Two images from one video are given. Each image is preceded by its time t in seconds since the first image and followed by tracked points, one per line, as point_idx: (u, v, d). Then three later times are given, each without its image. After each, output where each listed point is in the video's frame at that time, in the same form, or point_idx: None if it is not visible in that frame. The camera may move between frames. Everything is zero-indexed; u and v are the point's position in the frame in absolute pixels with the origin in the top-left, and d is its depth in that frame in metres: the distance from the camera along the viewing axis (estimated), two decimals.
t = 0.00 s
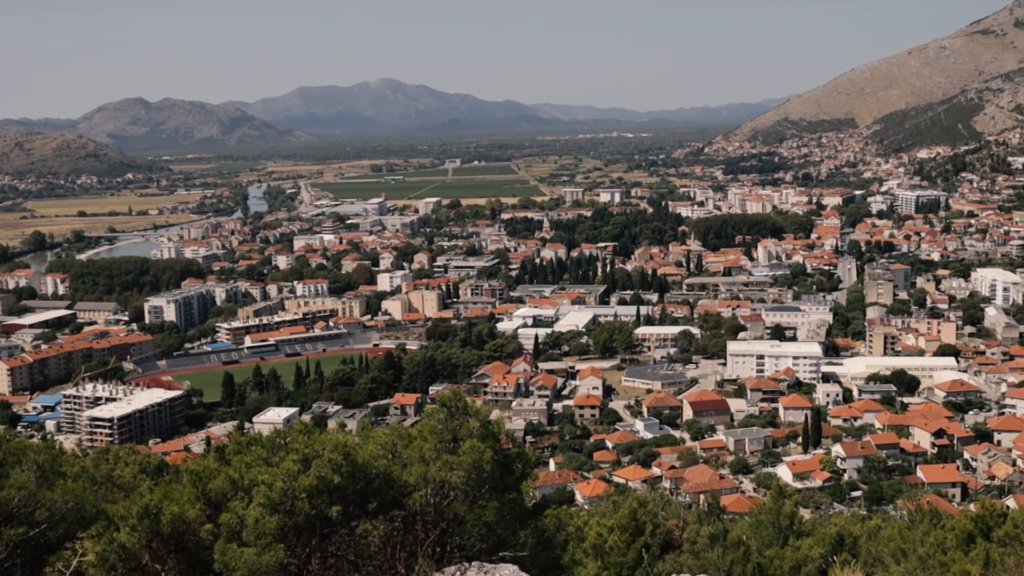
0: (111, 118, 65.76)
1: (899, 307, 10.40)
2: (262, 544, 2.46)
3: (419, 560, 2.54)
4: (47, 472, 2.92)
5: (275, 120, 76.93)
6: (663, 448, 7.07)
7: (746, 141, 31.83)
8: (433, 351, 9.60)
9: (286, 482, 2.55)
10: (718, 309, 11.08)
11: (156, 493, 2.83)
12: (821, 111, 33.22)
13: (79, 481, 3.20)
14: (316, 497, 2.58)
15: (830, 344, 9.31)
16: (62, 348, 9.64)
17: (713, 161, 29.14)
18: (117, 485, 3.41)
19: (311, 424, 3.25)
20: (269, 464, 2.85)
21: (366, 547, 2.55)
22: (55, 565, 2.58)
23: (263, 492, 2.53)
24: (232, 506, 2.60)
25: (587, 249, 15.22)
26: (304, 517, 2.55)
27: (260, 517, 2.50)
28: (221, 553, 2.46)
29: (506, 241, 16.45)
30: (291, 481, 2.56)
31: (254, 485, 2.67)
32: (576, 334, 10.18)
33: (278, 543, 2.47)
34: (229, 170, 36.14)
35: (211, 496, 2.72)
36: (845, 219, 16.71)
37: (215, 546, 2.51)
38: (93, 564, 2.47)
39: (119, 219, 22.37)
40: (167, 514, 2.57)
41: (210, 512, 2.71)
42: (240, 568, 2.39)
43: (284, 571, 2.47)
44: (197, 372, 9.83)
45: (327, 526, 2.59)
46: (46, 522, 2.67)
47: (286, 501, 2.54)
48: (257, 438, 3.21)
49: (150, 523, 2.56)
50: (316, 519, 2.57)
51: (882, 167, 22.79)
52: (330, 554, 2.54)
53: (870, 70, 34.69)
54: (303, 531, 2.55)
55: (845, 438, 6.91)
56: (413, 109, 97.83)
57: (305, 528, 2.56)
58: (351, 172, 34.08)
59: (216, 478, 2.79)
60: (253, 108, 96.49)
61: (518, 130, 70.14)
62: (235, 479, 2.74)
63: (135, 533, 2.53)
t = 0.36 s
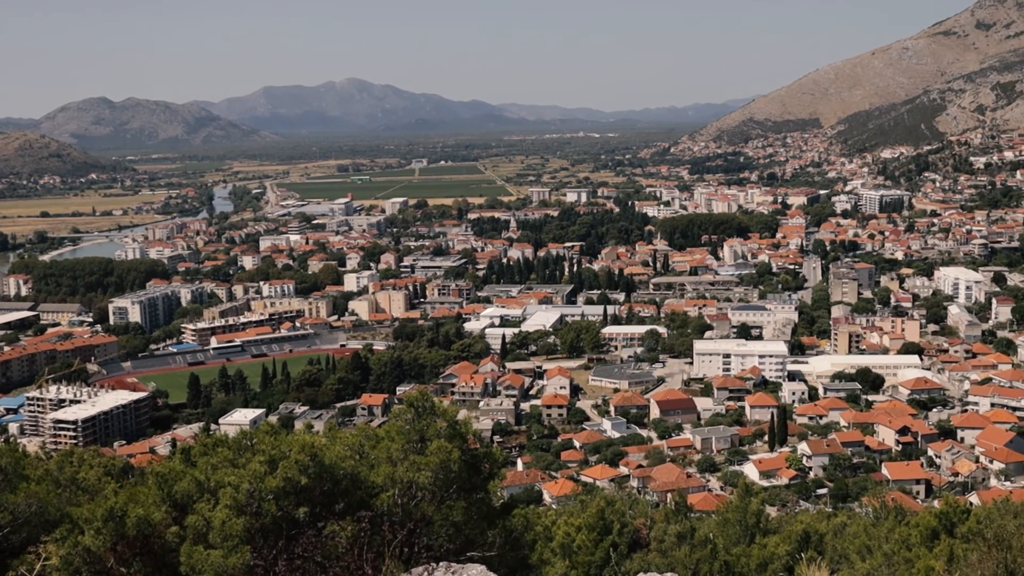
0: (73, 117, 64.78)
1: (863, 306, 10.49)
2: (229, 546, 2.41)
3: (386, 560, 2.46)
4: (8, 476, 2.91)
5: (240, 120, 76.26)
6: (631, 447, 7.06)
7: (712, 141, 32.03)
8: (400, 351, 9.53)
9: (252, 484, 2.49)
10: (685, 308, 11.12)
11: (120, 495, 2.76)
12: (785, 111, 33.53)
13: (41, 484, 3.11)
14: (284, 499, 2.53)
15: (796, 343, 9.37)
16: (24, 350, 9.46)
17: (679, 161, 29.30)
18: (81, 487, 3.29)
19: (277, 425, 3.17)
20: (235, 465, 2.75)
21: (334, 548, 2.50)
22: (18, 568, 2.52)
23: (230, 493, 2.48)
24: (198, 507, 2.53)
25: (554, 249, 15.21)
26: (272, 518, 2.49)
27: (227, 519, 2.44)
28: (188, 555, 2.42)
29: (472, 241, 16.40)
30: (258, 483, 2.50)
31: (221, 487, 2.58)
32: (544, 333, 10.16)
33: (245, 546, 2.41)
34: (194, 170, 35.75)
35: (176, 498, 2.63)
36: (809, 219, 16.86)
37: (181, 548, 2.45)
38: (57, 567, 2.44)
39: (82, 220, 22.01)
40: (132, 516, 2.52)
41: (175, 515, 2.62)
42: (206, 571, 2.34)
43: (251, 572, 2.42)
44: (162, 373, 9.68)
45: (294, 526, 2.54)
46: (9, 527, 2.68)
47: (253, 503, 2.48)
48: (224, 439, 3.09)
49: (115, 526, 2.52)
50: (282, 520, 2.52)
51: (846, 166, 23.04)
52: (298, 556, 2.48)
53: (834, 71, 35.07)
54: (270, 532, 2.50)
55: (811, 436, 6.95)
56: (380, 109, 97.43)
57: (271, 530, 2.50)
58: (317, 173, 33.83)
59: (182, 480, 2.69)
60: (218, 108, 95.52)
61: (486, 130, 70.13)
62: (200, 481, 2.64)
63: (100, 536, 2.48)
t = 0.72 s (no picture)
0: (41, 117, 63.93)
1: (834, 305, 10.57)
2: (202, 548, 2.37)
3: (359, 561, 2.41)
4: None
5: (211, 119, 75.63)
6: (604, 446, 7.06)
7: (684, 141, 32.18)
8: (374, 352, 9.47)
9: (225, 485, 2.46)
10: (658, 308, 11.15)
11: (91, 498, 2.70)
12: (757, 111, 33.76)
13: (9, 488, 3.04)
14: (256, 500, 2.49)
15: (768, 342, 9.42)
16: None
17: (652, 160, 29.42)
18: (51, 489, 3.18)
19: (250, 426, 3.12)
20: (208, 467, 2.69)
21: (306, 548, 2.44)
22: None
23: (202, 495, 2.44)
24: (171, 509, 2.48)
25: (527, 249, 15.20)
26: (244, 519, 2.45)
27: (200, 521, 2.41)
28: (160, 558, 2.37)
29: (445, 241, 16.35)
30: (230, 485, 2.46)
31: (194, 488, 2.54)
32: (517, 333, 10.13)
33: (218, 548, 2.37)
34: (165, 170, 35.40)
35: (149, 500, 2.59)
36: (781, 218, 16.98)
37: (152, 550, 2.41)
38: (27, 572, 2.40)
39: (51, 221, 21.71)
40: (104, 519, 2.46)
41: (147, 518, 2.57)
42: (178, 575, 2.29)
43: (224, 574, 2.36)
44: (134, 375, 9.56)
45: (267, 528, 2.50)
46: None
47: (226, 504, 2.44)
48: (197, 441, 3.00)
49: (87, 529, 2.46)
50: (255, 522, 2.48)
51: (818, 166, 23.23)
52: (270, 557, 2.41)
53: (805, 70, 35.36)
54: (243, 534, 2.46)
55: (784, 435, 6.98)
56: (352, 109, 97.07)
57: (244, 531, 2.46)
58: (290, 173, 33.62)
59: (155, 482, 2.64)
60: (188, 108, 94.61)
61: (460, 130, 70.05)
62: (173, 483, 2.60)
63: (71, 539, 2.43)
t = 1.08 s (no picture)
0: (6, 117, 62.92)
1: (805, 304, 10.64)
2: (173, 551, 2.32)
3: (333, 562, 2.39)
4: None
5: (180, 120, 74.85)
6: (577, 446, 7.04)
7: (655, 141, 32.29)
8: (346, 352, 9.40)
9: (196, 487, 2.41)
10: (630, 308, 11.17)
11: (60, 501, 2.65)
12: (728, 111, 33.97)
13: None
14: (228, 502, 2.44)
15: (739, 341, 9.46)
16: None
17: (623, 161, 29.50)
18: (19, 494, 3.09)
19: (222, 428, 3.07)
20: (179, 469, 2.64)
21: (279, 550, 2.41)
22: None
23: (173, 497, 2.40)
24: (141, 512, 2.44)
25: (499, 249, 15.16)
26: (216, 521, 2.41)
27: (171, 524, 2.36)
28: (130, 560, 2.31)
29: (417, 241, 16.28)
30: (201, 487, 2.42)
31: (165, 491, 2.50)
32: (489, 334, 10.10)
33: (189, 550, 2.33)
34: (134, 171, 34.98)
35: (119, 503, 2.54)
36: (752, 218, 17.09)
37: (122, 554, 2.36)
38: None
39: (17, 222, 21.35)
40: (75, 522, 2.41)
41: (118, 520, 2.53)
42: None
43: None
44: (104, 377, 9.42)
45: (239, 530, 2.45)
46: None
47: (197, 506, 2.40)
48: (168, 443, 2.95)
49: (56, 532, 2.41)
50: (227, 524, 2.43)
51: (789, 166, 23.40)
52: (242, 558, 2.36)
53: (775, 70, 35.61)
54: (214, 536, 2.41)
55: (755, 434, 7.00)
56: (323, 110, 96.60)
57: (216, 534, 2.42)
58: (261, 173, 33.36)
59: (125, 484, 2.59)
60: (156, 108, 93.62)
61: (431, 130, 69.88)
62: (144, 485, 2.56)
63: (40, 542, 2.37)
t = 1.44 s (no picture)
0: None
1: (772, 303, 10.71)
2: (140, 554, 2.27)
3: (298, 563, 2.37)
4: None
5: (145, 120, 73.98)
6: (546, 446, 7.03)
7: (623, 141, 32.40)
8: (315, 353, 9.31)
9: (163, 489, 2.36)
10: (598, 307, 11.18)
11: (25, 504, 2.57)
12: (695, 111, 34.17)
13: None
14: (196, 504, 2.39)
15: (707, 340, 9.51)
16: None
17: (590, 160, 29.57)
18: None
19: (189, 430, 2.99)
20: (146, 471, 2.57)
21: (247, 553, 2.36)
22: None
23: (139, 500, 2.34)
24: (108, 515, 2.37)
25: (467, 249, 15.12)
26: (183, 524, 2.36)
27: (138, 527, 2.30)
28: (96, 564, 2.25)
29: (385, 241, 16.18)
30: (168, 489, 2.37)
31: (132, 493, 2.44)
32: (458, 334, 10.06)
33: (156, 554, 2.27)
34: (98, 171, 34.49)
35: (85, 506, 2.47)
36: (720, 217, 17.19)
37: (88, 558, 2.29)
38: None
39: None
40: (39, 526, 2.35)
41: (84, 524, 2.46)
42: None
43: None
44: (69, 380, 9.26)
45: (206, 532, 2.41)
46: None
47: (164, 509, 2.35)
48: (135, 445, 2.87)
49: (21, 537, 2.34)
50: (194, 526, 2.38)
51: (755, 165, 23.57)
52: (209, 561, 2.33)
53: (741, 71, 35.87)
54: (182, 539, 2.36)
55: (723, 432, 7.03)
56: (290, 109, 95.93)
57: (183, 536, 2.37)
58: (227, 173, 33.05)
59: (91, 486, 2.51)
60: (120, 108, 92.43)
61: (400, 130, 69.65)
62: (111, 487, 2.49)
63: (4, 547, 2.30)
